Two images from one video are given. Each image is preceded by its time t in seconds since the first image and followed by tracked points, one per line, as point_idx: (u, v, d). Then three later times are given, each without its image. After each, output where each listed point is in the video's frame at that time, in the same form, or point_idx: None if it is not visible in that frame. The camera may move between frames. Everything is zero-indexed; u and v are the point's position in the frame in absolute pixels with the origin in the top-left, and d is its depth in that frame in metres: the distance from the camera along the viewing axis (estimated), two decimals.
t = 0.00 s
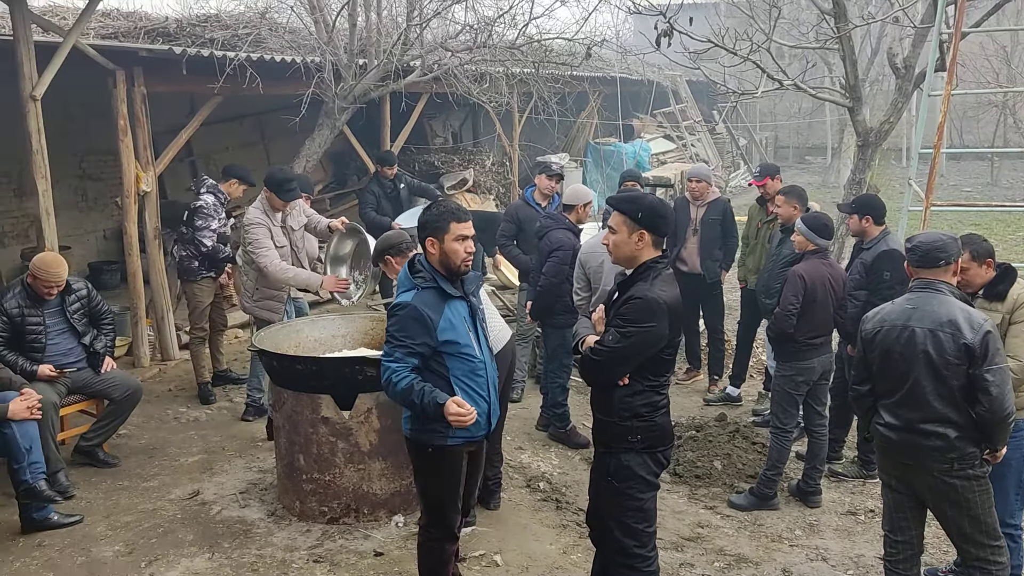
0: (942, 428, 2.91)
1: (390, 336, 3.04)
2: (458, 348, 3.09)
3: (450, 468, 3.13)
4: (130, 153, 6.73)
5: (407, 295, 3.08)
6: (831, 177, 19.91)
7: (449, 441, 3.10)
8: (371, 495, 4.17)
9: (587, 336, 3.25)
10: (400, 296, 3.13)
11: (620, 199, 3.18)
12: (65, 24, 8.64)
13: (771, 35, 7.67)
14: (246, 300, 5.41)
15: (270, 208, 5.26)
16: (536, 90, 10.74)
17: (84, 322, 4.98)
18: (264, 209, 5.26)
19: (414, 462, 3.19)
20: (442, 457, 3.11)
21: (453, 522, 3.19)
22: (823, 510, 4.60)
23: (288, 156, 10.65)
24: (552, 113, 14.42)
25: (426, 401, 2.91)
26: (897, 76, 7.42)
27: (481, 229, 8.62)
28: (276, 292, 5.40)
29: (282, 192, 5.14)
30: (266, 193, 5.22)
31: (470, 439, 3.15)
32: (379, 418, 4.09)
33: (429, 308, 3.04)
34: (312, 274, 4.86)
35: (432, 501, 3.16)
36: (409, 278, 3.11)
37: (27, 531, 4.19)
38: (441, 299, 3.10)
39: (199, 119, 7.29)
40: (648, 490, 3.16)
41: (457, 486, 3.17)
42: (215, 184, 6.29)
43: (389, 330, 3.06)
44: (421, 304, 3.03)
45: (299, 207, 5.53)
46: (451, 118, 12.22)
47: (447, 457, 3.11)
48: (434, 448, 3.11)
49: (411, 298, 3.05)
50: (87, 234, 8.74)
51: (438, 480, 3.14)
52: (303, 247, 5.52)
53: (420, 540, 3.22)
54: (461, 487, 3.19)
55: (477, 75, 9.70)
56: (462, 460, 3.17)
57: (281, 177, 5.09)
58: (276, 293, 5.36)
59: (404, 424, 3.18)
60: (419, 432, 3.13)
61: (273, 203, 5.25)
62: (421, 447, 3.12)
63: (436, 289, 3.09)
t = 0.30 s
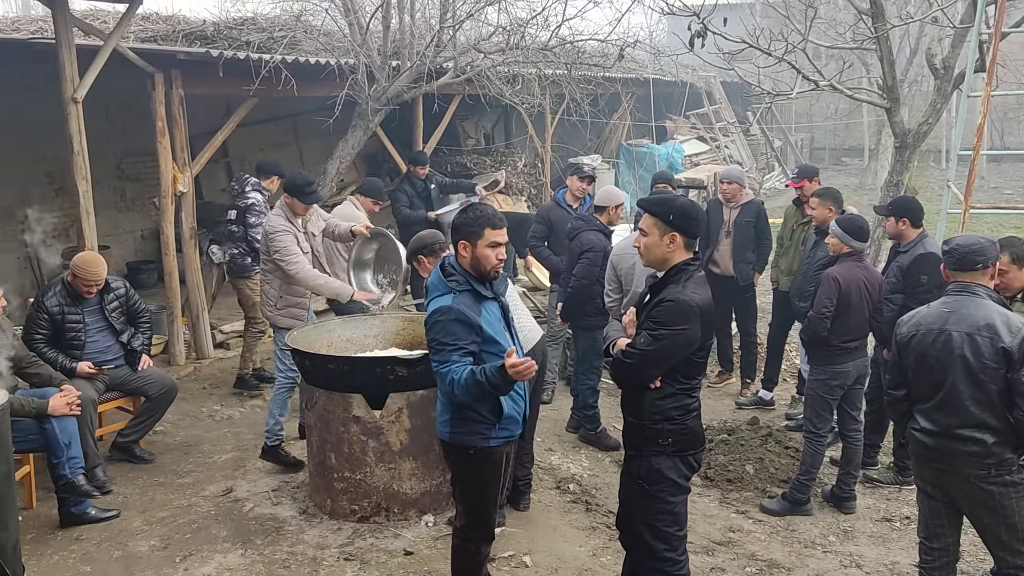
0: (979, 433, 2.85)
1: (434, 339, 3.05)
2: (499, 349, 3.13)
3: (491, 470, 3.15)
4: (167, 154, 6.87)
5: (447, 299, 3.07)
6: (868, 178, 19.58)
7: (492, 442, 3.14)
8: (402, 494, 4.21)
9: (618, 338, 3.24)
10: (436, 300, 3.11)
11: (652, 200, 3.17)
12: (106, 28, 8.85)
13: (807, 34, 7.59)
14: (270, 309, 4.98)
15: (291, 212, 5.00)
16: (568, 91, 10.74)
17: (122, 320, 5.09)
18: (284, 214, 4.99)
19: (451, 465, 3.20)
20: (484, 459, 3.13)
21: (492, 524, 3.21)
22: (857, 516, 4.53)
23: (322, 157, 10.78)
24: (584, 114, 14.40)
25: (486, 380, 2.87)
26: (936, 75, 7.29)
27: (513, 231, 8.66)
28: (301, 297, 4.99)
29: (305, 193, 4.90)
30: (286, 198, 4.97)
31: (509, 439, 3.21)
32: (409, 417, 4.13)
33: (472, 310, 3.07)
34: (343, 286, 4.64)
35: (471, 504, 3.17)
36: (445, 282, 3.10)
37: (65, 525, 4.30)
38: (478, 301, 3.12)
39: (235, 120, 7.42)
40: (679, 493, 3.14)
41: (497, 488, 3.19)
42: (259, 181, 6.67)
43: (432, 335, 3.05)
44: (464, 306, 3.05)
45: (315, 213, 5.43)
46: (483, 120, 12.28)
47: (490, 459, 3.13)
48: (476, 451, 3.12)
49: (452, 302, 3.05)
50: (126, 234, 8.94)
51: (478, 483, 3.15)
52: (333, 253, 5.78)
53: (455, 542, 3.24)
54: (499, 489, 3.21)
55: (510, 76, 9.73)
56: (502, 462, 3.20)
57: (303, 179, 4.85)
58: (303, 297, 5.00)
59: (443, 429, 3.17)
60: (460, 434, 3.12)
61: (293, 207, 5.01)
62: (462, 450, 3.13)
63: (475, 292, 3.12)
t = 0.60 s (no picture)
0: (1020, 439, 2.81)
1: (478, 337, 3.02)
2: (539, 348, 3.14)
3: (530, 472, 3.18)
4: (206, 155, 7.02)
5: (488, 297, 3.06)
6: (910, 180, 19.19)
7: (535, 443, 3.15)
8: (434, 493, 4.25)
9: (652, 339, 3.23)
10: (474, 302, 3.11)
11: (687, 202, 3.16)
12: (149, 31, 9.06)
13: (847, 34, 7.49)
14: (295, 320, 4.78)
15: (317, 225, 4.74)
16: (603, 92, 10.72)
17: (161, 319, 5.21)
18: (311, 229, 4.72)
19: (490, 468, 3.22)
20: (525, 461, 3.15)
21: (530, 526, 3.23)
22: (895, 523, 4.46)
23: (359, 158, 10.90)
24: (618, 115, 14.35)
25: (539, 365, 2.70)
26: (981, 75, 7.14)
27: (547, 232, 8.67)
28: (326, 307, 4.89)
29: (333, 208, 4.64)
30: (310, 212, 4.70)
31: (548, 440, 3.22)
32: (442, 417, 4.17)
33: (513, 309, 3.07)
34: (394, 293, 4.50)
35: (511, 506, 3.20)
36: (483, 283, 3.11)
37: (106, 518, 4.42)
38: (515, 301, 3.14)
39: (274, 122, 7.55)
40: (713, 497, 3.13)
41: (536, 490, 3.21)
42: (304, 181, 7.41)
43: (476, 331, 3.02)
44: (504, 305, 3.05)
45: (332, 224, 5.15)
46: (518, 121, 12.32)
47: (532, 461, 3.16)
48: (518, 453, 3.14)
49: (493, 300, 3.04)
50: (165, 234, 9.14)
51: (518, 485, 3.17)
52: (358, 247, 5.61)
53: (490, 542, 3.27)
54: (538, 490, 3.24)
55: (545, 77, 9.74)
56: (542, 463, 3.22)
57: (332, 194, 4.56)
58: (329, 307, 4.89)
59: (484, 432, 3.18)
60: (502, 437, 3.13)
61: (318, 221, 4.74)
62: (503, 453, 3.15)
63: (512, 292, 3.14)
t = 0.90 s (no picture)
0: None
1: (523, 333, 3.01)
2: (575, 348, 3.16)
3: (562, 475, 3.19)
4: (245, 157, 7.14)
5: (525, 296, 3.06)
6: (954, 182, 18.75)
7: (566, 446, 3.16)
8: (468, 493, 4.28)
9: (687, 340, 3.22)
10: (509, 302, 3.11)
11: (721, 203, 3.14)
12: (190, 35, 9.24)
13: (889, 33, 7.36)
14: (326, 325, 4.85)
15: (352, 235, 4.72)
16: (640, 94, 10.67)
17: (201, 318, 5.32)
18: (346, 239, 4.71)
19: (521, 469, 3.23)
20: (557, 463, 3.16)
21: (561, 528, 3.24)
22: (936, 531, 4.37)
23: (394, 160, 11.00)
24: (654, 116, 14.26)
25: (619, 333, 2.74)
26: None
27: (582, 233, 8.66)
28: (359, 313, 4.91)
29: (367, 218, 4.62)
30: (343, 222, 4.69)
31: (580, 442, 3.22)
32: (476, 417, 4.20)
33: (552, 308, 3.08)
34: (428, 305, 4.54)
35: (542, 508, 3.21)
36: (517, 285, 3.11)
37: (147, 513, 4.53)
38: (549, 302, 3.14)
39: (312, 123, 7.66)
40: (749, 501, 3.10)
41: (567, 493, 3.22)
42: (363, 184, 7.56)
43: (519, 326, 3.02)
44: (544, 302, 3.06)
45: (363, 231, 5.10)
46: (553, 122, 12.34)
47: (563, 463, 3.17)
48: (550, 456, 3.15)
49: (530, 299, 3.04)
50: (205, 234, 9.31)
51: (549, 487, 3.18)
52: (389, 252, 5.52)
53: (521, 543, 3.28)
54: (569, 493, 3.25)
55: (581, 79, 9.74)
56: (573, 465, 3.23)
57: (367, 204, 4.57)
58: (361, 312, 4.92)
59: (516, 435, 3.19)
60: (535, 439, 3.14)
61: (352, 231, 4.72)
62: (535, 455, 3.16)
63: (546, 293, 3.15)
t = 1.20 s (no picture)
0: None
1: (547, 338, 3.04)
2: (610, 351, 3.16)
3: (596, 477, 3.19)
4: (283, 157, 7.25)
5: (561, 300, 3.08)
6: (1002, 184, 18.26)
7: (602, 448, 3.16)
8: (503, 494, 4.30)
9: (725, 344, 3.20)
10: (547, 304, 3.12)
11: (759, 204, 3.11)
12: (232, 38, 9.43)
13: (935, 30, 7.21)
14: (360, 328, 4.90)
15: (387, 240, 4.76)
16: (677, 94, 10.60)
17: (240, 317, 5.43)
18: (381, 244, 4.75)
19: (556, 470, 3.24)
20: (592, 465, 3.16)
21: (596, 530, 3.24)
22: (981, 539, 4.27)
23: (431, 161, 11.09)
24: (691, 116, 14.15)
25: (618, 387, 2.82)
26: None
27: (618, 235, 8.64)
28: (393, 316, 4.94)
29: (404, 225, 4.65)
30: (380, 227, 4.72)
31: (616, 445, 3.22)
32: (511, 417, 4.22)
33: (586, 310, 3.09)
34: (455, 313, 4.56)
35: (576, 510, 3.22)
36: (556, 286, 3.13)
37: (187, 508, 4.63)
38: (588, 304, 3.15)
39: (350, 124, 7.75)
40: (787, 505, 3.07)
41: (602, 495, 3.22)
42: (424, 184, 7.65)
43: (548, 332, 3.03)
44: (578, 307, 3.06)
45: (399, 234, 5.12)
46: (590, 124, 12.36)
47: (598, 465, 3.17)
48: (586, 457, 3.15)
49: (566, 303, 3.05)
50: (244, 234, 9.48)
51: (583, 489, 3.19)
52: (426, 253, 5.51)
53: (556, 545, 3.29)
54: (604, 495, 3.24)
55: (618, 80, 9.70)
56: (608, 467, 3.23)
57: (404, 211, 4.60)
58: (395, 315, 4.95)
59: (552, 435, 3.20)
60: (570, 441, 3.15)
61: (388, 235, 4.75)
62: (570, 456, 3.17)
63: (585, 294, 3.15)
